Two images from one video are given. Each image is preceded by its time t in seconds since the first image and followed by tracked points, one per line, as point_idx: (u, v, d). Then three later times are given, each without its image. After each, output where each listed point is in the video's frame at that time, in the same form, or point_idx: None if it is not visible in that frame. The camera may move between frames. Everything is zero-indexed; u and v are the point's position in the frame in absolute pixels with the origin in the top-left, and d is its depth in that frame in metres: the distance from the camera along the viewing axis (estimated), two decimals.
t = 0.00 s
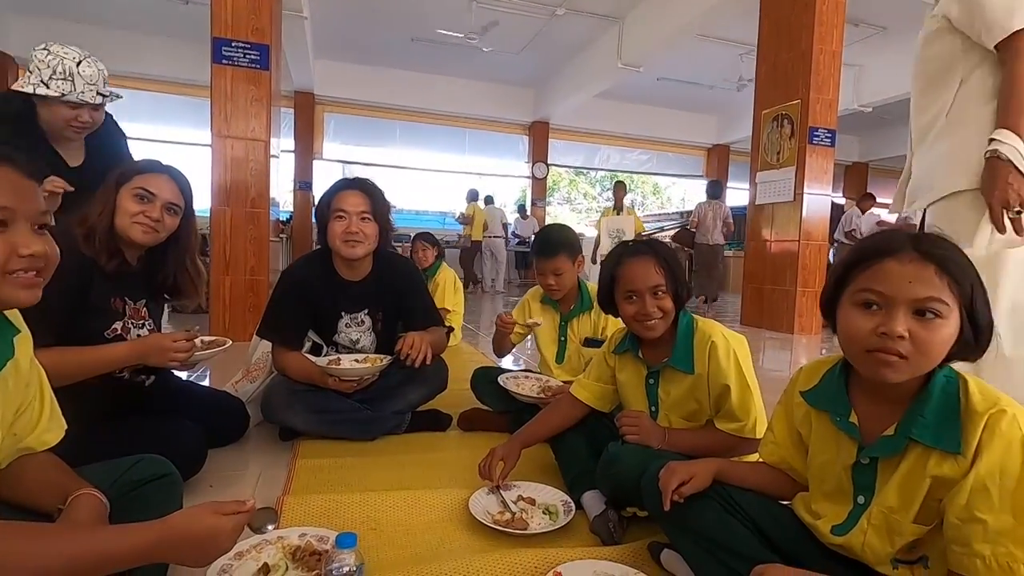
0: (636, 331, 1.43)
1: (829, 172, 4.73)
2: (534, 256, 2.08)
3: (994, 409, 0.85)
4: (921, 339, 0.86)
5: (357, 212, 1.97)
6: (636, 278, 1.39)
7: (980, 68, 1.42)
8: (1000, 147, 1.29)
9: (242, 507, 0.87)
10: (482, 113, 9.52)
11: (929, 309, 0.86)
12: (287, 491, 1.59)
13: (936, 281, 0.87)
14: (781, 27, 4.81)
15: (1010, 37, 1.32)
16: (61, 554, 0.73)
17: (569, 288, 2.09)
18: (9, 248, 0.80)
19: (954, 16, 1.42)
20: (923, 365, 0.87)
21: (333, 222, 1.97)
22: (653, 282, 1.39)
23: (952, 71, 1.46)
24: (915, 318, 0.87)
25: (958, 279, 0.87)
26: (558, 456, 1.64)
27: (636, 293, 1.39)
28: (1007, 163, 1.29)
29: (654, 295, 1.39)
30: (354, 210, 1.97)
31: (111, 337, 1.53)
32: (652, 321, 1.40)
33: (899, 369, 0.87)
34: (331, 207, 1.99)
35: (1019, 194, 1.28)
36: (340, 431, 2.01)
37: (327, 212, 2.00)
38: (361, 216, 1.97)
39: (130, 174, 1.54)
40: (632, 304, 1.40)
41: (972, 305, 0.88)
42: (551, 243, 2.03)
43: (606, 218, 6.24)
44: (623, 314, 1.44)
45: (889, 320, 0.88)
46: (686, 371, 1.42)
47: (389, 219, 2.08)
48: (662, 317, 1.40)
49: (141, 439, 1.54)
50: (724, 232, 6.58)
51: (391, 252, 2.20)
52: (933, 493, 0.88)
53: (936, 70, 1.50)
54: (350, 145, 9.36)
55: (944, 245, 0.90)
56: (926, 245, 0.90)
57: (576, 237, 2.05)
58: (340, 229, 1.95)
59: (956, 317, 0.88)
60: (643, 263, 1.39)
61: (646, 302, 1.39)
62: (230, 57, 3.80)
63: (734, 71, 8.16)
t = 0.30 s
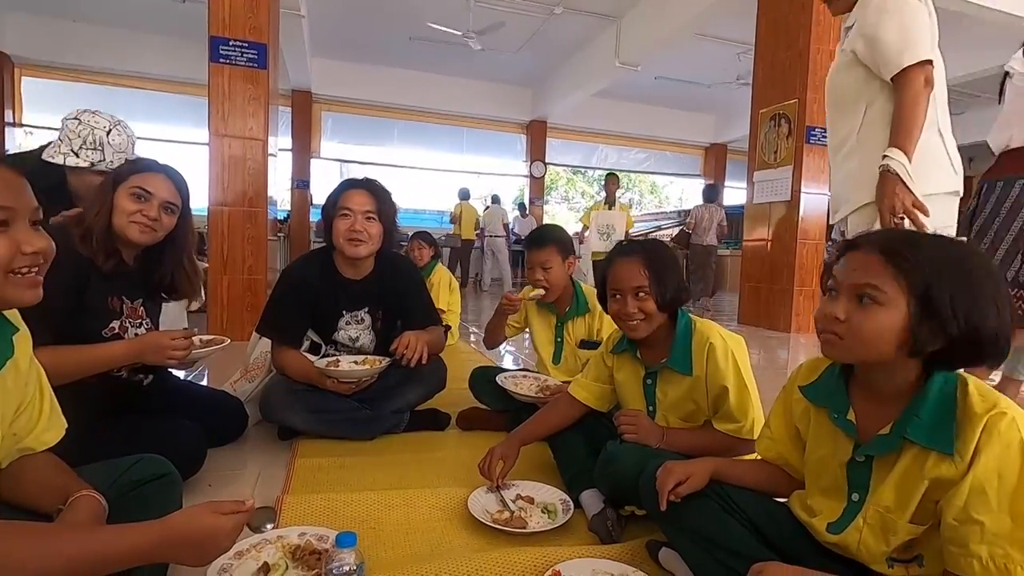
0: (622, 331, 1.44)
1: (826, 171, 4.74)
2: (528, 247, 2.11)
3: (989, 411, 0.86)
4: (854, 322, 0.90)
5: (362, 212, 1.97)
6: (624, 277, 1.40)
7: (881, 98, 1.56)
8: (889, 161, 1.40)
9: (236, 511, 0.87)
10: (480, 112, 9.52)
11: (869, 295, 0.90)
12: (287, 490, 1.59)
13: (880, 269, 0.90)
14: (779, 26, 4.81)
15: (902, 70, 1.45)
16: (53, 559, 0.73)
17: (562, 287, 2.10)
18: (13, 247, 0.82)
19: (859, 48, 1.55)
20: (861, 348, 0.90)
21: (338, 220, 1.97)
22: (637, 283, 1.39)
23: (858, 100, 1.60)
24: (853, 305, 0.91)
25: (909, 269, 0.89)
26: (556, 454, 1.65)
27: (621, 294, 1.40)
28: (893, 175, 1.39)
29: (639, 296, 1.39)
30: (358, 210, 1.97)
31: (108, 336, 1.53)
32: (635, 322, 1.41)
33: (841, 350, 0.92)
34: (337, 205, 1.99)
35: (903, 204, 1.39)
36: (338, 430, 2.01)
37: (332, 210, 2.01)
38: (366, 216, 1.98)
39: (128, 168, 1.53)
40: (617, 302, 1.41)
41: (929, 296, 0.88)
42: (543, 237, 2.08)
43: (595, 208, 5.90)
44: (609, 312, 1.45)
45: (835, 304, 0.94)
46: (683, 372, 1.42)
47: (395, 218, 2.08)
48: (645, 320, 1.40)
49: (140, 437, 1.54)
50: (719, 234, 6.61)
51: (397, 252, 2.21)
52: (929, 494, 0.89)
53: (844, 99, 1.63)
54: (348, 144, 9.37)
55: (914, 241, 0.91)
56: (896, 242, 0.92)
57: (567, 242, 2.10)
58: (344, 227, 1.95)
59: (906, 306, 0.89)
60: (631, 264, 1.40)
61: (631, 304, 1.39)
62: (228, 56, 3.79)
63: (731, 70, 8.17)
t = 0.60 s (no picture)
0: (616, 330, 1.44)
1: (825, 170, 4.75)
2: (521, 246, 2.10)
3: (985, 409, 0.85)
4: (840, 317, 0.91)
5: (366, 211, 1.97)
6: (620, 275, 1.39)
7: (812, 113, 1.79)
8: (813, 162, 1.60)
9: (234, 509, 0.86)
10: (479, 111, 9.50)
11: (856, 291, 0.91)
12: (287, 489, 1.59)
13: (869, 266, 0.90)
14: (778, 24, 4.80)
15: (830, 86, 1.67)
16: (53, 559, 0.73)
17: (556, 286, 2.09)
18: (12, 244, 0.82)
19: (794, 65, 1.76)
20: (847, 343, 0.91)
21: (342, 219, 1.97)
22: (634, 280, 1.38)
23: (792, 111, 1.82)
24: (843, 302, 0.92)
25: (894, 266, 0.88)
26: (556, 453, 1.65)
27: (615, 290, 1.40)
28: (816, 174, 1.60)
29: (630, 294, 1.39)
30: (363, 209, 1.97)
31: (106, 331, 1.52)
32: (628, 321, 1.41)
33: (828, 343, 0.94)
34: (341, 204, 1.99)
35: (823, 199, 1.59)
36: (338, 429, 2.01)
37: (336, 208, 2.01)
38: (370, 215, 1.97)
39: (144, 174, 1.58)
40: (610, 300, 1.42)
41: (911, 293, 0.87)
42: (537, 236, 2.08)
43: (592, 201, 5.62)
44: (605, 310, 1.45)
45: (826, 300, 0.95)
46: (682, 371, 1.42)
47: (399, 217, 2.08)
48: (638, 318, 1.40)
49: (139, 436, 1.54)
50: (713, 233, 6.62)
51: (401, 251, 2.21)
52: (926, 492, 0.89)
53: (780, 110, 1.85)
54: (347, 144, 9.36)
55: (905, 237, 0.90)
56: (888, 239, 0.92)
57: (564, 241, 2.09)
58: (349, 226, 1.95)
59: (890, 303, 0.88)
60: (628, 261, 1.40)
61: (623, 301, 1.39)
62: (226, 55, 3.78)
63: (730, 69, 8.17)
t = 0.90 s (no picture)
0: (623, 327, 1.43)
1: (826, 169, 4.74)
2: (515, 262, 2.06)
3: (993, 406, 0.84)
4: (848, 316, 0.91)
5: (367, 211, 1.97)
6: (624, 271, 1.40)
7: (748, 129, 2.15)
8: (761, 178, 1.96)
9: (243, 511, 0.86)
10: (480, 110, 9.49)
11: (863, 289, 0.90)
12: (292, 490, 1.59)
13: (875, 265, 0.90)
14: (780, 23, 4.78)
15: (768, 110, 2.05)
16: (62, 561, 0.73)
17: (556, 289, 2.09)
18: (29, 245, 0.81)
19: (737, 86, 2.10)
20: (854, 341, 0.91)
21: (343, 220, 1.97)
22: (639, 277, 1.38)
23: (734, 126, 2.16)
24: (849, 302, 0.92)
25: (900, 264, 0.88)
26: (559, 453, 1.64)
27: (621, 288, 1.40)
28: (762, 189, 1.97)
29: (637, 290, 1.39)
30: (364, 209, 1.97)
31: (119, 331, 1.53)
32: (635, 318, 1.40)
33: (836, 341, 0.93)
34: (342, 205, 1.99)
35: (769, 213, 1.95)
36: (340, 429, 2.01)
37: (338, 209, 2.00)
38: (371, 215, 1.97)
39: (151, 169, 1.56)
40: (617, 297, 1.42)
41: (917, 290, 0.87)
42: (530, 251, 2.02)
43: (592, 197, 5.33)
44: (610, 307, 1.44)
45: (833, 298, 0.94)
46: (686, 370, 1.42)
47: (400, 216, 2.07)
48: (645, 315, 1.40)
49: (142, 437, 1.54)
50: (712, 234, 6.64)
51: (402, 251, 2.21)
52: (934, 491, 0.88)
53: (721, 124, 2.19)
54: (348, 143, 9.44)
55: (910, 236, 0.90)
56: (894, 237, 0.91)
57: (557, 247, 2.05)
58: (349, 227, 1.95)
59: (897, 300, 0.88)
60: (633, 258, 1.40)
61: (631, 297, 1.39)
62: (228, 54, 3.78)
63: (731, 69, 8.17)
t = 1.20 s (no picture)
0: (629, 323, 1.43)
1: (829, 167, 4.73)
2: (517, 281, 2.02)
3: (1009, 403, 0.84)
4: (862, 316, 0.90)
5: (366, 208, 1.96)
6: (631, 268, 1.39)
7: (703, 132, 2.31)
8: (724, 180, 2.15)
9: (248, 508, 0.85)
10: (480, 109, 9.47)
11: (877, 289, 0.89)
12: (296, 489, 1.58)
13: (888, 263, 0.89)
14: (782, 21, 4.77)
15: (723, 117, 2.21)
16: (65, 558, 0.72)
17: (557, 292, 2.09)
18: (35, 242, 0.81)
19: (694, 92, 2.26)
20: (870, 341, 0.89)
21: (342, 217, 1.96)
22: (647, 274, 1.37)
23: (688, 128, 2.31)
24: (862, 301, 0.90)
25: (915, 262, 0.87)
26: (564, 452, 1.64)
27: (629, 284, 1.39)
28: (726, 188, 2.16)
29: (646, 287, 1.38)
30: (363, 206, 1.96)
31: (120, 330, 1.51)
32: (643, 314, 1.39)
33: (850, 343, 0.92)
34: (341, 203, 1.98)
35: (732, 211, 2.14)
36: (343, 428, 2.00)
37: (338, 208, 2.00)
38: (370, 213, 1.96)
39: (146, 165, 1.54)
40: (624, 293, 1.40)
41: (933, 289, 0.86)
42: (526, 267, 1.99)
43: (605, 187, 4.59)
44: (617, 304, 1.43)
45: (845, 298, 0.93)
46: (692, 368, 1.41)
47: (401, 214, 2.06)
48: (653, 312, 1.39)
49: (146, 437, 1.54)
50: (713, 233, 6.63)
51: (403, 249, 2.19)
52: (948, 490, 0.88)
53: (675, 127, 2.33)
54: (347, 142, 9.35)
55: (923, 233, 0.89)
56: (906, 235, 0.90)
57: (553, 253, 2.02)
58: (349, 225, 1.94)
59: (912, 299, 0.87)
60: (639, 254, 1.39)
61: (639, 294, 1.38)
62: (229, 53, 3.77)
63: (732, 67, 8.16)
